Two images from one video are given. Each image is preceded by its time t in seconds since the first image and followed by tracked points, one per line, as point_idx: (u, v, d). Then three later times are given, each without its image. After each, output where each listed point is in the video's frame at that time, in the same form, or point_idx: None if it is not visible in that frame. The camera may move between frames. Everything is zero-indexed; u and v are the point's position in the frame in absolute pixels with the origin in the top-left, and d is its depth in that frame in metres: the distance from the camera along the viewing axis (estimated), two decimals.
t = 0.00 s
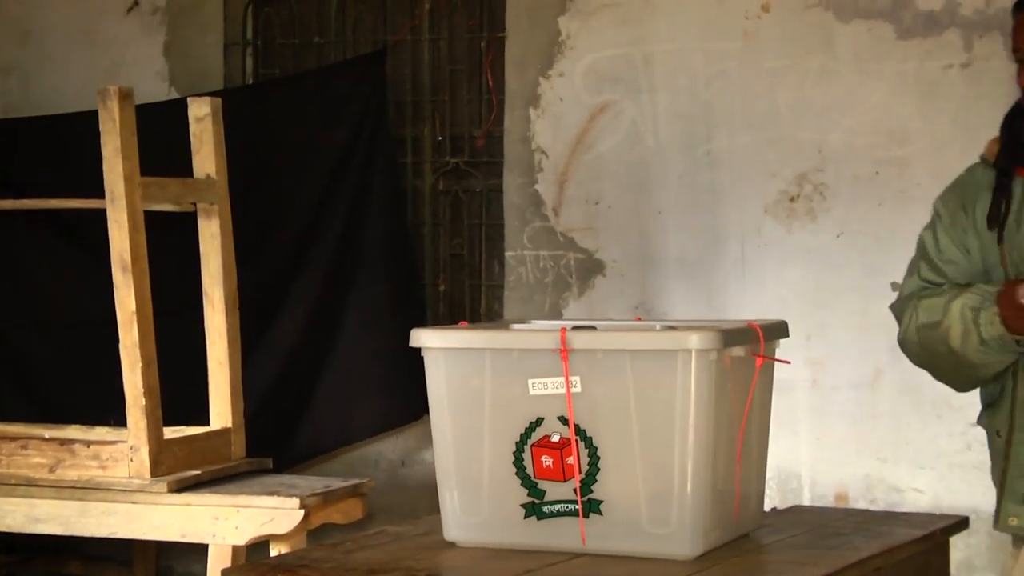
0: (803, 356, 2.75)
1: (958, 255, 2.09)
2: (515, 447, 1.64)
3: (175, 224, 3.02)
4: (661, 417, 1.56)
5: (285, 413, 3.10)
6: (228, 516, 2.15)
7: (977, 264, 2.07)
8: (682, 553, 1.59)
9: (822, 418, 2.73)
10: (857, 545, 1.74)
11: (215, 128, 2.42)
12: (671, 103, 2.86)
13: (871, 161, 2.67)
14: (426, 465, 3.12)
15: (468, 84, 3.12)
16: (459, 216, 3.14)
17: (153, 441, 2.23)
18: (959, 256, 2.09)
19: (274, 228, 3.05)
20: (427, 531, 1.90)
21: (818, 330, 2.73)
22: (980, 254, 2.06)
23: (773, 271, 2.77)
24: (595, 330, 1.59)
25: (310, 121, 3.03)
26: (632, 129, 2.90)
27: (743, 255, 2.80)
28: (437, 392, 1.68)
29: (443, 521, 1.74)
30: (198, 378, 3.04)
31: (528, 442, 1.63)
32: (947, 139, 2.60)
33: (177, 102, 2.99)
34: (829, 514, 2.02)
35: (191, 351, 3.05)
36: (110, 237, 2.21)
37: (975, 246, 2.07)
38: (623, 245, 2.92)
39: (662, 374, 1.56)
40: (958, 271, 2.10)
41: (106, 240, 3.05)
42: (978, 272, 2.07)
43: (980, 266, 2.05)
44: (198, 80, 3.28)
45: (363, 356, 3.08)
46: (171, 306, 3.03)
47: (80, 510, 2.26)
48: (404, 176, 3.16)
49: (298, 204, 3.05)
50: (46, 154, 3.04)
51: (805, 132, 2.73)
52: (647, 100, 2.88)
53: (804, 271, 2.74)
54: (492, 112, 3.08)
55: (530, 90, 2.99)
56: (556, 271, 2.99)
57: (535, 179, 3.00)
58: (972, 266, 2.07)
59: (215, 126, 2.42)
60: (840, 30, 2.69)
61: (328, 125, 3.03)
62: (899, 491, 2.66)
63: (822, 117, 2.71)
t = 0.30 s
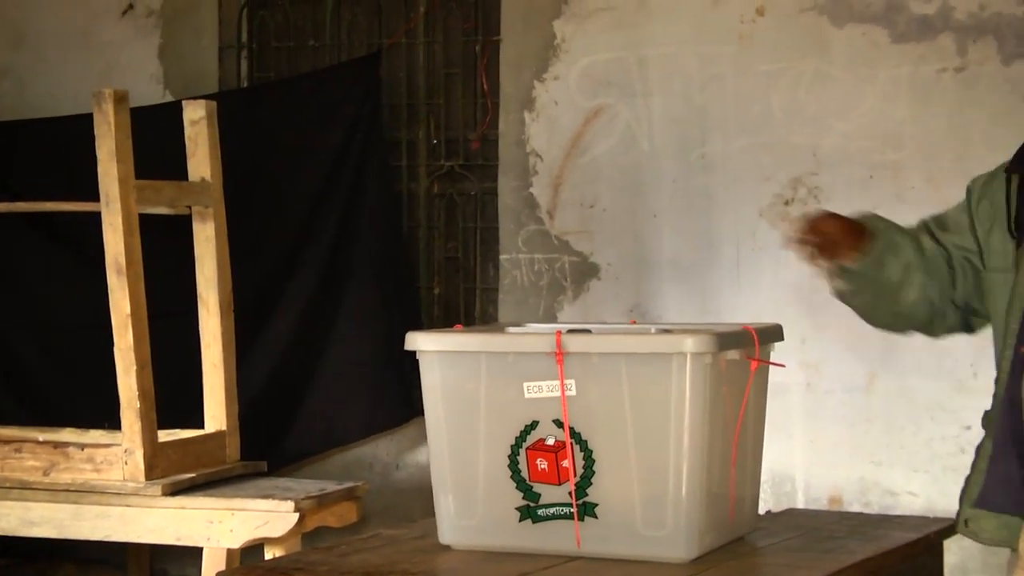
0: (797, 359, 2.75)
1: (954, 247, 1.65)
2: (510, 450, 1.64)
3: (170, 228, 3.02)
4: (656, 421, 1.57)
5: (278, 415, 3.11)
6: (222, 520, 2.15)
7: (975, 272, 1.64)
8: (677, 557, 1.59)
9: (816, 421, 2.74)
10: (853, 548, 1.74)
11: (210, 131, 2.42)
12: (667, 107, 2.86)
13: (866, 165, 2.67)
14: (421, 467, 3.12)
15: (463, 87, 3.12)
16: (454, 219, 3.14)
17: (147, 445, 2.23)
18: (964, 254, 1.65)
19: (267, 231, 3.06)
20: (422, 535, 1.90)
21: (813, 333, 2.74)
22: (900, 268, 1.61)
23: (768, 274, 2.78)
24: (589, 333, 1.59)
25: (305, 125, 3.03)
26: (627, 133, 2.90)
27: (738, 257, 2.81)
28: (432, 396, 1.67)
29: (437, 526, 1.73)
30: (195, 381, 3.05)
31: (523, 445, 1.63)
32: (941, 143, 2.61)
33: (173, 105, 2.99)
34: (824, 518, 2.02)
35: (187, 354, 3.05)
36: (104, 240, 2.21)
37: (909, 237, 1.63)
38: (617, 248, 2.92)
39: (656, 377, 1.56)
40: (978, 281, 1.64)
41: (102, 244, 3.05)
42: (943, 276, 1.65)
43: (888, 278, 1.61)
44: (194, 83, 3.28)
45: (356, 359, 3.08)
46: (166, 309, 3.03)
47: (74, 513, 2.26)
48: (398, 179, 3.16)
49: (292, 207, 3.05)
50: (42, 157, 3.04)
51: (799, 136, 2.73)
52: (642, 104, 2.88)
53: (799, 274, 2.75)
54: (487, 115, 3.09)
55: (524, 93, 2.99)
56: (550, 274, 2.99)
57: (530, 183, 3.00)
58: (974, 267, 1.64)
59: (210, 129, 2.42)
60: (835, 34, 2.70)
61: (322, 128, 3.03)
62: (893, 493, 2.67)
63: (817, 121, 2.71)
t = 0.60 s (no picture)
0: (786, 366, 2.76)
1: (876, 246, 1.67)
2: (500, 459, 1.63)
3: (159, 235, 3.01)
4: (647, 429, 1.56)
5: (265, 424, 3.09)
6: (211, 528, 2.15)
7: (816, 247, 1.71)
8: (667, 563, 1.59)
9: (804, 428, 2.74)
10: (843, 556, 1.74)
11: (200, 139, 2.42)
12: (656, 114, 2.86)
13: (854, 172, 2.69)
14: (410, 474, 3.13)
15: (453, 93, 3.11)
16: (443, 226, 3.14)
17: (137, 453, 2.23)
18: (878, 251, 1.68)
19: (256, 239, 3.04)
20: (411, 542, 1.89)
21: (802, 340, 2.74)
22: (694, 250, 1.73)
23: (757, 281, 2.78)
24: (580, 341, 1.58)
25: (295, 134, 3.02)
26: (616, 140, 2.90)
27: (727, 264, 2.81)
28: (421, 404, 1.67)
29: (428, 534, 1.74)
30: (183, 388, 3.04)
31: (512, 453, 1.62)
32: (929, 151, 2.62)
33: (162, 113, 2.98)
34: (813, 525, 2.03)
35: (176, 361, 3.05)
36: (93, 248, 2.20)
37: (717, 223, 1.74)
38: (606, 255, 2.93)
39: (646, 385, 1.56)
40: (852, 259, 1.69)
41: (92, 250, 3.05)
42: (785, 249, 1.73)
43: (685, 261, 1.74)
44: (184, 89, 3.29)
45: (343, 367, 3.08)
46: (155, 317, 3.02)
47: (63, 521, 2.25)
48: (387, 186, 3.17)
49: (280, 214, 3.04)
50: (31, 165, 3.04)
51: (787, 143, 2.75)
52: (631, 111, 2.88)
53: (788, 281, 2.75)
54: (476, 122, 3.08)
55: (513, 100, 2.99)
56: (539, 281, 2.99)
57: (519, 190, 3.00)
58: (900, 263, 1.68)
59: (199, 136, 2.42)
60: (824, 42, 2.71)
61: (311, 135, 3.03)
62: (881, 500, 2.67)
63: (806, 128, 2.73)
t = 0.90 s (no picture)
0: (773, 375, 2.76)
1: (827, 255, 1.74)
2: (488, 466, 1.63)
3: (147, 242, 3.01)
4: (635, 438, 1.57)
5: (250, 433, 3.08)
6: (198, 536, 2.15)
7: (763, 259, 1.78)
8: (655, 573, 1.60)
9: (792, 437, 2.74)
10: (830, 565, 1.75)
11: (188, 147, 2.42)
12: (644, 123, 2.87)
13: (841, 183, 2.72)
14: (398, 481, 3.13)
15: (441, 103, 3.12)
16: (431, 235, 3.15)
17: (124, 461, 2.22)
18: (831, 259, 1.74)
19: (243, 247, 3.03)
20: (398, 551, 1.89)
21: (790, 349, 2.74)
22: (648, 281, 1.79)
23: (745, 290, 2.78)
24: (568, 349, 1.58)
25: (282, 142, 3.02)
26: (603, 149, 2.90)
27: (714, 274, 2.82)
28: (409, 414, 1.67)
29: (416, 543, 1.73)
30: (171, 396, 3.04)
31: (501, 461, 1.63)
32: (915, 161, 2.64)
33: (151, 120, 2.97)
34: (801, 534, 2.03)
35: (163, 369, 3.05)
36: (81, 256, 2.20)
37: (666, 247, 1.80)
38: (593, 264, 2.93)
39: (634, 394, 1.56)
40: (803, 270, 1.75)
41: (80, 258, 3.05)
42: (739, 266, 1.79)
43: (640, 293, 1.79)
44: (173, 98, 3.28)
45: (329, 375, 3.07)
46: (143, 324, 3.01)
47: (50, 530, 2.24)
48: (375, 194, 3.16)
49: (266, 223, 3.03)
50: (19, 172, 3.03)
51: (775, 153, 2.77)
52: (619, 120, 2.89)
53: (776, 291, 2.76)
54: (464, 131, 3.09)
55: (501, 108, 2.99)
56: (527, 289, 2.99)
57: (507, 199, 2.99)
58: (852, 270, 1.75)
59: (187, 144, 2.41)
60: (810, 52, 2.74)
61: (299, 144, 3.03)
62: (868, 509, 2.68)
63: (795, 138, 2.75)
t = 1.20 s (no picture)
0: (757, 386, 2.76)
1: (809, 286, 1.81)
2: (472, 477, 1.63)
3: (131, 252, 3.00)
4: (618, 449, 1.57)
5: (234, 444, 3.06)
6: (181, 547, 2.13)
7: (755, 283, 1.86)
8: None
9: (775, 448, 2.75)
10: None
11: (172, 157, 2.41)
12: (629, 134, 2.87)
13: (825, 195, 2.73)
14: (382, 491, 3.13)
15: (425, 114, 3.15)
16: (415, 245, 3.16)
17: (106, 472, 2.22)
18: (816, 286, 1.81)
19: (228, 255, 3.00)
20: (381, 563, 1.89)
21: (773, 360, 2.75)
22: (650, 299, 1.86)
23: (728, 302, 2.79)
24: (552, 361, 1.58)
25: (268, 152, 3.02)
26: (588, 160, 2.91)
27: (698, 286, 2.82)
28: (393, 426, 1.67)
29: (399, 555, 1.72)
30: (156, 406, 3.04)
31: (485, 473, 1.62)
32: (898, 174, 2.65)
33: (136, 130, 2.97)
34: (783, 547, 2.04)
35: (147, 379, 3.04)
36: (64, 266, 2.19)
37: (662, 269, 1.87)
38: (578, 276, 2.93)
39: (617, 406, 1.56)
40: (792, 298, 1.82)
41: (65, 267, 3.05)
42: (736, 291, 1.86)
43: (641, 310, 1.86)
44: (158, 108, 3.27)
45: (313, 384, 3.06)
46: (127, 334, 3.01)
47: (31, 540, 2.22)
48: (359, 205, 3.18)
49: (252, 232, 3.01)
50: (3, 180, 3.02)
51: (759, 165, 2.78)
52: (604, 131, 2.89)
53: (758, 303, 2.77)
54: (448, 141, 3.13)
55: (486, 119, 2.99)
56: (512, 300, 2.99)
57: (491, 210, 3.00)
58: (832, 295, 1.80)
59: (171, 154, 2.41)
60: (794, 64, 2.75)
61: (285, 154, 3.03)
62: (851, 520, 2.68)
63: (778, 149, 2.76)
